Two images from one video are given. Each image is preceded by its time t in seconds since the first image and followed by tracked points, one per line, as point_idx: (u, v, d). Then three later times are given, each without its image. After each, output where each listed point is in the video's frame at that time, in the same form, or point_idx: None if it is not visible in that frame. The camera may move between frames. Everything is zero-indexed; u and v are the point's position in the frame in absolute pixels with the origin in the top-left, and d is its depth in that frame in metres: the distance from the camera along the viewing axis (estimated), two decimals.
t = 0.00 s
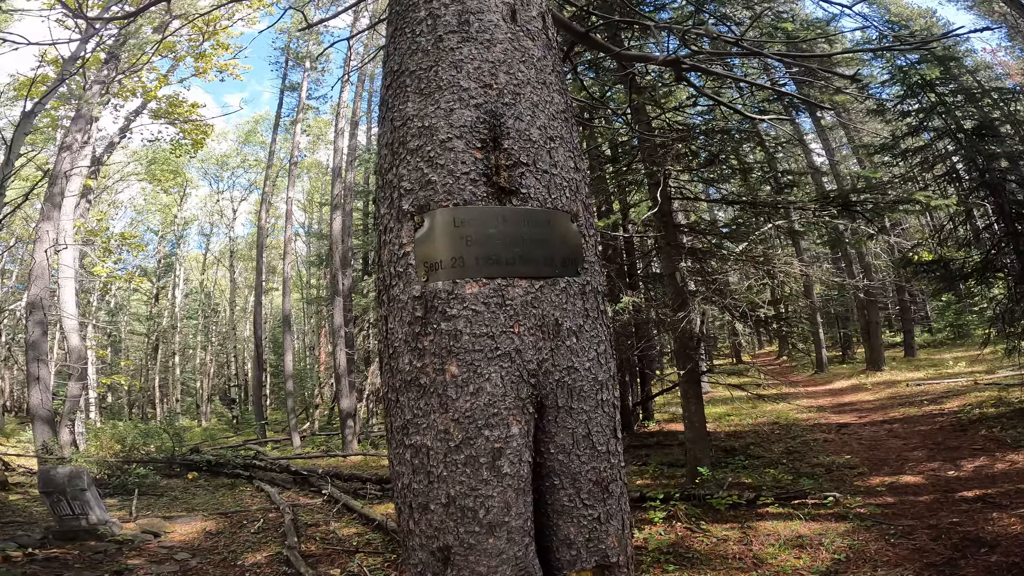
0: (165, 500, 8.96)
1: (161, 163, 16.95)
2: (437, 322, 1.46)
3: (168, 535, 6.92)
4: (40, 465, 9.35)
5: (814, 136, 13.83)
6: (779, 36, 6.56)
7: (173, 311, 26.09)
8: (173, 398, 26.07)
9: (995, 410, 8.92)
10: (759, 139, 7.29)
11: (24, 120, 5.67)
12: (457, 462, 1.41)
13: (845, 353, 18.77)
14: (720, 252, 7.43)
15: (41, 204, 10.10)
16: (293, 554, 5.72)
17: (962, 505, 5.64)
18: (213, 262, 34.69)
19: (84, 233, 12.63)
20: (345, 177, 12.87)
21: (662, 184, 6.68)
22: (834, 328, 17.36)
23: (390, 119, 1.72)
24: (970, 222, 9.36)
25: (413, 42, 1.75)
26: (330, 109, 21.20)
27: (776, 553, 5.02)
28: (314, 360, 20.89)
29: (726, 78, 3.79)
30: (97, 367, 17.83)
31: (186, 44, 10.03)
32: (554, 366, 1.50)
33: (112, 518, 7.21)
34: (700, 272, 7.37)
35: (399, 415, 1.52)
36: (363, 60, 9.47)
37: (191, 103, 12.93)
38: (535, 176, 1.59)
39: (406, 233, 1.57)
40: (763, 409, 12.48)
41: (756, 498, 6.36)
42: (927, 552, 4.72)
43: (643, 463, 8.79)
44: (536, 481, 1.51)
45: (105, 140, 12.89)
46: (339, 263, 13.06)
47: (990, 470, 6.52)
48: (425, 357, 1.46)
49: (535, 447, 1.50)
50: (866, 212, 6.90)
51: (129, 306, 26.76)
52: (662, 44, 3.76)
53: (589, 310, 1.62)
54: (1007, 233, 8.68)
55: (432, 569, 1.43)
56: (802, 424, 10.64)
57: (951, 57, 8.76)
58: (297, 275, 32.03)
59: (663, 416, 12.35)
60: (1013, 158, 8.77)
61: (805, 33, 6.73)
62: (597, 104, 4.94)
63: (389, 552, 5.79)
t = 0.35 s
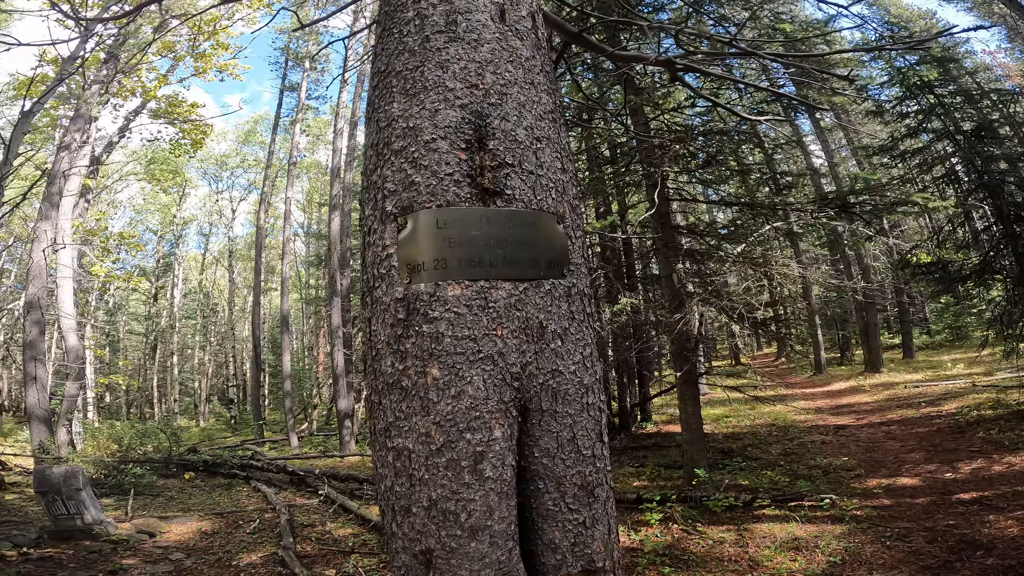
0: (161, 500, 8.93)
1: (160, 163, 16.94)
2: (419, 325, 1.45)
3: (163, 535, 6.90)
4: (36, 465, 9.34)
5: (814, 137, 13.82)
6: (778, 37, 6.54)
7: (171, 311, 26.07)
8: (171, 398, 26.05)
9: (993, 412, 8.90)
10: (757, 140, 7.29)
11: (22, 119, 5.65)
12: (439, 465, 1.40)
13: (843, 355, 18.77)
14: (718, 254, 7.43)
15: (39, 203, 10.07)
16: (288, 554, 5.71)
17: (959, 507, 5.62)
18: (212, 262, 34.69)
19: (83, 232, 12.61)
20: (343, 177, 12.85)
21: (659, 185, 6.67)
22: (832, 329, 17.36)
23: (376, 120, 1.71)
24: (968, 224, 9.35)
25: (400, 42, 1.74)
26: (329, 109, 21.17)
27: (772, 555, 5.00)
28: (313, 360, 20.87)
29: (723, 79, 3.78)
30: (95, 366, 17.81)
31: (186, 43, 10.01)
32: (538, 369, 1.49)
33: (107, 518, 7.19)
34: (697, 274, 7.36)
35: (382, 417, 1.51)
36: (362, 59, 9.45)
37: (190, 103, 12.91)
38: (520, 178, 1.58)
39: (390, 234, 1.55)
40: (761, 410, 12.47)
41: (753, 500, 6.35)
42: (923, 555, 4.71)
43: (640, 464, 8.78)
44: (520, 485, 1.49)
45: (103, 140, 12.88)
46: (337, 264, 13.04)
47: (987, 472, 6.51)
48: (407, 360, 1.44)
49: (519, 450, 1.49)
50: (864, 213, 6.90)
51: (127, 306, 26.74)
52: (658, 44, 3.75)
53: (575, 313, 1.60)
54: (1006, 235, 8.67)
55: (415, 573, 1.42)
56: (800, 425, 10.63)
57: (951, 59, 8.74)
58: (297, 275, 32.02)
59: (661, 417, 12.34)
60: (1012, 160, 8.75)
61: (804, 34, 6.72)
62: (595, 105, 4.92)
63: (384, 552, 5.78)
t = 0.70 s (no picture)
0: (158, 500, 8.92)
1: (161, 162, 16.93)
2: (413, 327, 1.45)
3: (160, 535, 6.89)
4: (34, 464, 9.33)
5: (813, 139, 13.83)
6: (779, 38, 6.54)
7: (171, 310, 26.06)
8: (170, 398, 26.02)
9: (992, 414, 8.91)
10: (757, 142, 7.29)
11: (23, 118, 5.64)
12: (432, 466, 1.40)
13: (843, 357, 18.77)
14: (717, 255, 7.43)
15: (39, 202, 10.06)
16: (286, 554, 5.70)
17: (956, 509, 5.62)
18: (212, 262, 34.69)
19: (83, 231, 12.60)
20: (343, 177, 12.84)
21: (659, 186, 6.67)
22: (832, 331, 17.35)
23: (372, 122, 1.71)
24: (967, 226, 9.36)
25: (396, 45, 1.74)
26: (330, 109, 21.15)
27: (769, 557, 5.00)
28: (312, 360, 20.85)
29: (723, 80, 3.77)
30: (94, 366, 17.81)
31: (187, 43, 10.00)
32: (532, 372, 1.49)
33: (104, 517, 7.18)
34: (696, 275, 7.36)
35: (376, 419, 1.51)
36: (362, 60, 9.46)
37: (190, 102, 12.91)
38: (515, 180, 1.58)
39: (385, 237, 1.55)
40: (759, 412, 12.46)
41: (750, 502, 6.35)
42: (919, 557, 4.71)
43: (638, 465, 8.79)
44: (514, 487, 1.50)
45: (104, 139, 12.87)
46: (337, 264, 13.03)
47: (985, 474, 6.51)
48: (401, 362, 1.45)
49: (513, 453, 1.49)
50: (863, 215, 6.89)
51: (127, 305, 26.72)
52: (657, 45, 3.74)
53: (570, 316, 1.60)
54: (1006, 237, 8.66)
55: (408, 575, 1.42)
56: (798, 427, 10.63)
57: (951, 60, 8.74)
58: (296, 275, 32.00)
59: (660, 418, 12.34)
60: (1011, 162, 8.76)
61: (804, 35, 6.72)
62: (594, 106, 4.93)
63: (382, 553, 5.78)
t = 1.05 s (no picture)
0: (155, 499, 8.91)
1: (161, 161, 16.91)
2: (401, 327, 1.44)
3: (157, 534, 6.88)
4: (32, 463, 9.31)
5: (814, 140, 13.81)
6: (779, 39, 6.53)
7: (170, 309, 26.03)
8: (169, 397, 25.98)
9: (991, 416, 8.89)
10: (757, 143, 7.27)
11: (22, 117, 5.62)
12: (420, 467, 1.39)
13: (842, 359, 18.74)
14: (716, 256, 7.41)
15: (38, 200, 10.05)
16: (282, 554, 5.68)
17: (954, 511, 5.61)
18: (211, 261, 34.67)
19: (82, 229, 12.57)
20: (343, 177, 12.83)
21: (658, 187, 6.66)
22: (831, 333, 17.32)
23: (363, 121, 1.70)
24: (967, 228, 9.35)
25: (389, 43, 1.73)
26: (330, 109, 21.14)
27: (766, 559, 4.98)
28: (311, 360, 20.81)
29: (721, 80, 3.76)
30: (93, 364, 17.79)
31: (187, 42, 9.99)
32: (522, 372, 1.48)
33: (101, 516, 7.17)
34: (694, 276, 7.35)
35: (364, 419, 1.50)
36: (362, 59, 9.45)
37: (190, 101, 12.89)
38: (506, 179, 1.57)
39: (375, 235, 1.54)
40: (758, 413, 12.45)
41: (748, 503, 6.34)
42: (916, 559, 4.70)
43: (636, 466, 8.77)
44: (503, 488, 1.49)
45: (104, 138, 12.86)
46: (336, 263, 13.01)
47: (983, 476, 6.50)
48: (390, 361, 1.43)
49: (503, 454, 1.48)
50: (863, 216, 6.86)
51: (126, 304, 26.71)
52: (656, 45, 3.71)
53: (561, 316, 1.59)
54: (1006, 239, 8.65)
55: None
56: (797, 429, 10.61)
57: (951, 62, 8.74)
58: (296, 274, 31.97)
59: (658, 419, 12.33)
60: (1012, 164, 8.75)
61: (805, 36, 6.71)
62: (593, 106, 4.91)
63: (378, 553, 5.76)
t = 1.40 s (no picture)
0: (155, 498, 8.90)
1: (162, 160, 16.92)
2: (412, 324, 1.44)
3: (157, 533, 6.88)
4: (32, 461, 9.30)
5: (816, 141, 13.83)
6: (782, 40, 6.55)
7: (170, 308, 26.02)
8: (168, 396, 25.95)
9: (991, 417, 8.90)
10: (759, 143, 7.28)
11: (25, 115, 5.61)
12: (430, 464, 1.39)
13: (842, 360, 18.76)
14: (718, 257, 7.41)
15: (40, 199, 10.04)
16: (283, 553, 5.68)
17: (954, 512, 5.62)
18: (212, 260, 34.69)
19: (84, 228, 12.56)
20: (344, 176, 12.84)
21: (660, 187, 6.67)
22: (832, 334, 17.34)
23: (373, 118, 1.70)
24: (968, 229, 9.35)
25: (399, 41, 1.74)
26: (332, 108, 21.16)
27: (767, 559, 4.98)
28: (311, 359, 20.81)
29: (725, 81, 3.77)
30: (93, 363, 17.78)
31: (190, 41, 9.99)
32: (532, 369, 1.48)
33: (101, 515, 7.17)
34: (696, 277, 7.35)
35: (374, 416, 1.51)
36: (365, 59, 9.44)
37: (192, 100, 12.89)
38: (516, 176, 1.57)
39: (385, 232, 1.55)
40: (758, 414, 12.46)
41: (749, 504, 6.35)
42: (917, 559, 4.70)
43: (637, 466, 8.78)
44: (512, 485, 1.49)
45: (105, 136, 12.86)
46: (337, 263, 13.02)
47: (983, 477, 6.51)
48: (400, 358, 1.44)
49: (512, 451, 1.48)
50: (864, 217, 6.87)
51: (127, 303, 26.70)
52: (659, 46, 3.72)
53: (570, 313, 1.60)
54: (1007, 241, 8.66)
55: (406, 573, 1.41)
56: (797, 429, 10.62)
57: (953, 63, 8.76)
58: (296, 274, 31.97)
59: (659, 419, 12.34)
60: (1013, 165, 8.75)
61: (807, 38, 6.71)
62: (596, 106, 4.91)
63: (378, 552, 5.76)
